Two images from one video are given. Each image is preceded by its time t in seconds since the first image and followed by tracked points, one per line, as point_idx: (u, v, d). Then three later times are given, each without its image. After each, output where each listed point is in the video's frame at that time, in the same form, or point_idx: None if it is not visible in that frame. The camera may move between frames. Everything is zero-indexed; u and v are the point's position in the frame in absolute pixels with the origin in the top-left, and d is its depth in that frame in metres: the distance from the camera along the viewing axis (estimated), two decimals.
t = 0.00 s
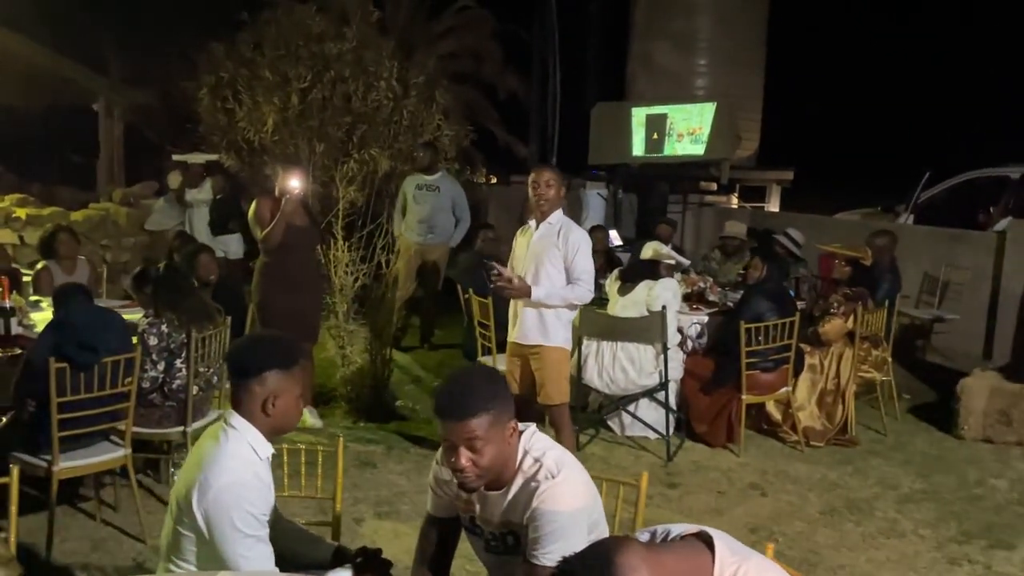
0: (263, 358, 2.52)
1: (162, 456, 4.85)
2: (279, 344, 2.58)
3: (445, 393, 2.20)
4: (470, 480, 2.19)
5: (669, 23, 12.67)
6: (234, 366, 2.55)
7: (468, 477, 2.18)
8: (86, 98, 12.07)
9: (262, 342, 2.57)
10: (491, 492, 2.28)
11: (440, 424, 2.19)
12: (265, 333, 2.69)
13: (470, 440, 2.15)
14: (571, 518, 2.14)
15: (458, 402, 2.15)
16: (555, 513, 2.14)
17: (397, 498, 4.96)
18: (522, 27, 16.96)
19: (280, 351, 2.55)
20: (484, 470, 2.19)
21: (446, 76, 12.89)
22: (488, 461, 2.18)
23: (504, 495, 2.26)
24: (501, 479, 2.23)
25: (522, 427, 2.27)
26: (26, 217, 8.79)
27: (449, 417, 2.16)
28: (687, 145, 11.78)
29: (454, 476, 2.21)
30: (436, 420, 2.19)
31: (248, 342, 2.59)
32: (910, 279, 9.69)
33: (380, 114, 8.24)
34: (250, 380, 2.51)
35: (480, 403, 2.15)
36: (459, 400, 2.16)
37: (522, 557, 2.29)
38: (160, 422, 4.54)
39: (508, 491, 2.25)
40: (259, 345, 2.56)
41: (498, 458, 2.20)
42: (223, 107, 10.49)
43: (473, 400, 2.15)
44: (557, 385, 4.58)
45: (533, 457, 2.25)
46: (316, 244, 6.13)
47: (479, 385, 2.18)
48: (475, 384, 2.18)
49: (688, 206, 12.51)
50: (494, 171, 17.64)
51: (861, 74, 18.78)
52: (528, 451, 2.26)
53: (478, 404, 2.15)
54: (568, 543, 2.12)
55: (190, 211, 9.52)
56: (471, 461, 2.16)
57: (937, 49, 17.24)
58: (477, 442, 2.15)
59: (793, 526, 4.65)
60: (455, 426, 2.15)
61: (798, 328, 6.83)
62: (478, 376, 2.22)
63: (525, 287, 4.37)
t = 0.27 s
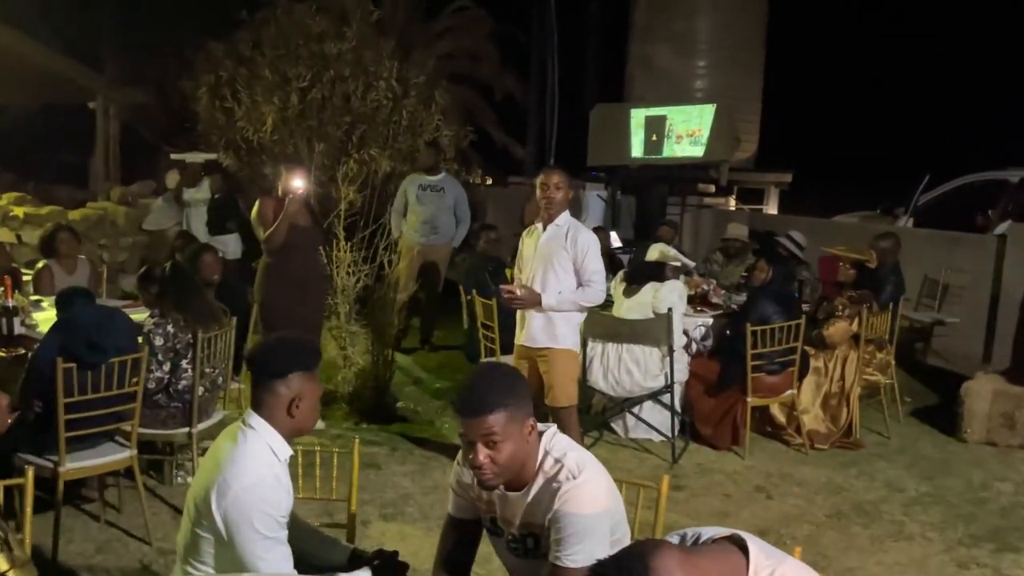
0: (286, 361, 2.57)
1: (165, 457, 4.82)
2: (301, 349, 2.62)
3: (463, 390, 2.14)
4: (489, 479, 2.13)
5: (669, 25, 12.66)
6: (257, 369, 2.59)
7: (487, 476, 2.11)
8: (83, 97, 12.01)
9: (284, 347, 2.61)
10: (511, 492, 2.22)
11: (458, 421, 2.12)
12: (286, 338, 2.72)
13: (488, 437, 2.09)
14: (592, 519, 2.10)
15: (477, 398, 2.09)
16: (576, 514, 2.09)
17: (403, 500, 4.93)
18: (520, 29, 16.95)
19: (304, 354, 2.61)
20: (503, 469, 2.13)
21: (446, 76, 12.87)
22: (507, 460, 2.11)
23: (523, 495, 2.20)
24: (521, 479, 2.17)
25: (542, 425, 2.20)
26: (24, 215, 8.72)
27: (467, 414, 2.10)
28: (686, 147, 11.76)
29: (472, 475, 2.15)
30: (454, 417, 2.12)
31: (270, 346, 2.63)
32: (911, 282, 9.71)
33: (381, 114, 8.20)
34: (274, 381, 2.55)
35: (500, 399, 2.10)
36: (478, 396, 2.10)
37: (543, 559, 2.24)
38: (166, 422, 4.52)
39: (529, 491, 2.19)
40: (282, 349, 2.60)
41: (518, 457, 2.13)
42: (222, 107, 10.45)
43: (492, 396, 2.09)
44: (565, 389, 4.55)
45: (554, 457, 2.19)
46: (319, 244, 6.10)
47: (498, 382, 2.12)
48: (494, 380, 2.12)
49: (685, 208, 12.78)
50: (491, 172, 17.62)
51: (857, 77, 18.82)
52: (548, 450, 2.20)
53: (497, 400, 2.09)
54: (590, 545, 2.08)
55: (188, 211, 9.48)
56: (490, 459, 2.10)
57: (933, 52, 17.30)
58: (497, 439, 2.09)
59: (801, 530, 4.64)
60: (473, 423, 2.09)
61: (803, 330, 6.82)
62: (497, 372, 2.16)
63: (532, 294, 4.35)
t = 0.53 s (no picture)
0: (309, 353, 2.55)
1: (169, 453, 4.80)
2: (324, 339, 2.60)
3: (487, 379, 2.11)
4: (512, 470, 2.10)
5: (667, 27, 12.69)
6: (279, 360, 2.57)
7: (511, 467, 2.08)
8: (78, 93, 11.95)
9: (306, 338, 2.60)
10: (533, 485, 2.18)
11: (481, 411, 2.10)
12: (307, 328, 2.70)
13: (512, 427, 2.06)
14: (617, 510, 2.06)
15: (501, 387, 2.06)
16: (601, 506, 2.05)
17: (408, 496, 4.92)
18: (516, 29, 16.97)
19: (326, 346, 2.60)
20: (527, 460, 2.10)
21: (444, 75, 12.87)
22: (531, 451, 2.08)
23: (547, 488, 2.16)
24: (545, 471, 2.14)
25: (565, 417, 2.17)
26: (21, 210, 8.67)
27: (491, 403, 2.07)
28: (683, 148, 11.60)
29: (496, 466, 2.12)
30: (477, 407, 2.10)
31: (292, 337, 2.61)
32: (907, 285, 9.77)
33: (378, 112, 8.12)
34: (297, 373, 2.53)
35: (523, 389, 2.07)
36: (501, 386, 2.07)
37: (567, 552, 2.20)
38: (170, 417, 4.46)
39: (552, 483, 2.15)
40: (304, 341, 2.58)
41: (542, 447, 2.10)
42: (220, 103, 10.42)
43: (516, 386, 2.07)
44: (573, 387, 4.49)
45: (577, 449, 2.16)
46: (322, 241, 6.08)
47: (522, 371, 2.10)
48: (518, 370, 2.10)
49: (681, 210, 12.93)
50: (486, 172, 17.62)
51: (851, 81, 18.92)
52: (571, 443, 2.16)
53: (521, 390, 2.07)
54: (615, 537, 2.05)
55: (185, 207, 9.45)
56: (514, 449, 2.07)
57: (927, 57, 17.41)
58: (521, 429, 2.06)
59: (806, 528, 4.66)
60: (497, 413, 2.06)
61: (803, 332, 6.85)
62: (521, 363, 2.13)
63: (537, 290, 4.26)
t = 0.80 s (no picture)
0: (325, 347, 2.60)
1: (168, 444, 4.82)
2: (338, 333, 2.65)
3: (514, 376, 2.18)
4: (533, 465, 2.16)
5: (660, 31, 12.78)
6: (296, 354, 2.62)
7: (533, 462, 2.15)
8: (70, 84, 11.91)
9: (322, 332, 2.64)
10: (552, 480, 2.25)
11: (507, 407, 2.16)
12: (321, 323, 2.75)
13: (537, 424, 2.12)
14: (635, 507, 2.13)
15: (529, 385, 2.12)
16: (620, 502, 2.12)
17: (406, 492, 4.96)
18: (508, 30, 17.01)
19: (341, 341, 2.64)
20: (548, 456, 2.16)
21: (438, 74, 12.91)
22: (553, 448, 2.15)
23: (566, 484, 2.23)
24: (566, 468, 2.20)
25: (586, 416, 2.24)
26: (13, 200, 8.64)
27: (517, 399, 2.13)
28: (674, 152, 11.66)
29: (518, 461, 2.18)
30: (504, 403, 2.16)
31: (308, 331, 2.66)
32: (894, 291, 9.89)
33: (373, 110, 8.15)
34: (315, 366, 2.58)
35: (550, 387, 2.13)
36: (528, 383, 2.14)
37: (584, 547, 2.26)
38: (174, 409, 4.49)
39: (572, 479, 2.21)
40: (320, 335, 2.63)
41: (564, 444, 2.17)
42: (215, 96, 10.45)
43: (543, 384, 2.13)
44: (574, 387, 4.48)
45: (596, 446, 2.22)
46: (320, 236, 6.12)
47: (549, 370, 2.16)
48: (545, 369, 2.16)
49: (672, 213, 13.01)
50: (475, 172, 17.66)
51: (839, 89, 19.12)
52: (591, 440, 2.23)
53: (548, 387, 2.13)
54: (633, 533, 2.11)
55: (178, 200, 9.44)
56: (538, 445, 2.14)
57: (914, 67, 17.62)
58: (545, 427, 2.12)
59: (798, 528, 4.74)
60: (523, 409, 2.13)
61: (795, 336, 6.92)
62: (547, 361, 2.20)
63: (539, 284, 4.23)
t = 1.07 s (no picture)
0: (329, 347, 2.66)
1: (157, 442, 4.84)
2: (340, 333, 2.71)
3: (522, 376, 2.28)
4: (538, 461, 2.27)
5: (638, 32, 12.92)
6: (300, 354, 2.68)
7: (539, 459, 2.26)
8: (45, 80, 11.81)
9: (324, 332, 2.70)
10: (556, 477, 2.34)
11: (516, 405, 2.27)
12: (321, 322, 2.81)
13: (544, 422, 2.23)
14: (638, 502, 2.23)
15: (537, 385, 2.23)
16: (623, 498, 2.22)
17: (394, 489, 5.02)
18: (487, 29, 17.08)
19: (344, 341, 2.70)
20: (553, 453, 2.26)
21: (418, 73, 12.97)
22: (558, 445, 2.25)
23: (569, 481, 2.32)
24: (570, 466, 2.29)
25: (591, 415, 2.34)
26: None
27: (527, 398, 2.25)
28: (651, 152, 11.76)
29: (523, 457, 2.28)
30: (513, 401, 2.27)
31: (310, 332, 2.71)
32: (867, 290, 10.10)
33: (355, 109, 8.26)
34: (319, 366, 2.64)
35: (557, 387, 2.24)
36: (536, 383, 2.25)
37: (585, 541, 2.34)
38: (165, 408, 4.50)
39: (575, 476, 2.31)
40: (324, 336, 2.69)
41: (569, 442, 2.27)
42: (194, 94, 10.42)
43: (551, 384, 2.23)
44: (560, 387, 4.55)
45: (600, 444, 2.32)
46: (306, 234, 6.19)
47: (556, 371, 2.26)
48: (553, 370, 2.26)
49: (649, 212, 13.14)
50: (454, 171, 17.71)
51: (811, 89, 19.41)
52: (594, 439, 2.33)
53: (556, 387, 2.24)
54: (635, 527, 2.22)
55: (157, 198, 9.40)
56: (544, 442, 2.25)
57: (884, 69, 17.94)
58: (551, 425, 2.23)
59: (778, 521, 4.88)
60: (531, 408, 2.24)
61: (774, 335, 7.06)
62: (554, 363, 2.30)
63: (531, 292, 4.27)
